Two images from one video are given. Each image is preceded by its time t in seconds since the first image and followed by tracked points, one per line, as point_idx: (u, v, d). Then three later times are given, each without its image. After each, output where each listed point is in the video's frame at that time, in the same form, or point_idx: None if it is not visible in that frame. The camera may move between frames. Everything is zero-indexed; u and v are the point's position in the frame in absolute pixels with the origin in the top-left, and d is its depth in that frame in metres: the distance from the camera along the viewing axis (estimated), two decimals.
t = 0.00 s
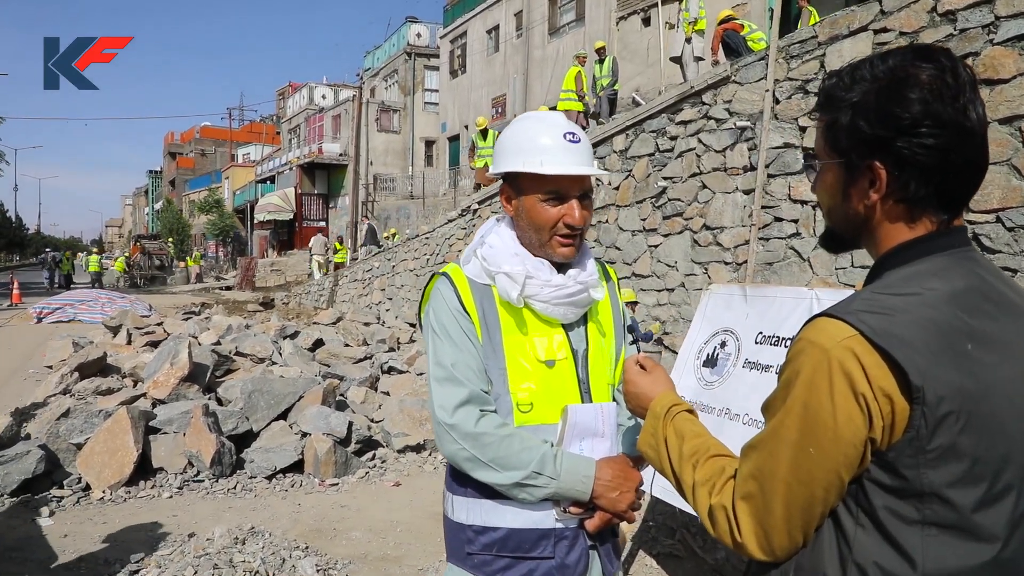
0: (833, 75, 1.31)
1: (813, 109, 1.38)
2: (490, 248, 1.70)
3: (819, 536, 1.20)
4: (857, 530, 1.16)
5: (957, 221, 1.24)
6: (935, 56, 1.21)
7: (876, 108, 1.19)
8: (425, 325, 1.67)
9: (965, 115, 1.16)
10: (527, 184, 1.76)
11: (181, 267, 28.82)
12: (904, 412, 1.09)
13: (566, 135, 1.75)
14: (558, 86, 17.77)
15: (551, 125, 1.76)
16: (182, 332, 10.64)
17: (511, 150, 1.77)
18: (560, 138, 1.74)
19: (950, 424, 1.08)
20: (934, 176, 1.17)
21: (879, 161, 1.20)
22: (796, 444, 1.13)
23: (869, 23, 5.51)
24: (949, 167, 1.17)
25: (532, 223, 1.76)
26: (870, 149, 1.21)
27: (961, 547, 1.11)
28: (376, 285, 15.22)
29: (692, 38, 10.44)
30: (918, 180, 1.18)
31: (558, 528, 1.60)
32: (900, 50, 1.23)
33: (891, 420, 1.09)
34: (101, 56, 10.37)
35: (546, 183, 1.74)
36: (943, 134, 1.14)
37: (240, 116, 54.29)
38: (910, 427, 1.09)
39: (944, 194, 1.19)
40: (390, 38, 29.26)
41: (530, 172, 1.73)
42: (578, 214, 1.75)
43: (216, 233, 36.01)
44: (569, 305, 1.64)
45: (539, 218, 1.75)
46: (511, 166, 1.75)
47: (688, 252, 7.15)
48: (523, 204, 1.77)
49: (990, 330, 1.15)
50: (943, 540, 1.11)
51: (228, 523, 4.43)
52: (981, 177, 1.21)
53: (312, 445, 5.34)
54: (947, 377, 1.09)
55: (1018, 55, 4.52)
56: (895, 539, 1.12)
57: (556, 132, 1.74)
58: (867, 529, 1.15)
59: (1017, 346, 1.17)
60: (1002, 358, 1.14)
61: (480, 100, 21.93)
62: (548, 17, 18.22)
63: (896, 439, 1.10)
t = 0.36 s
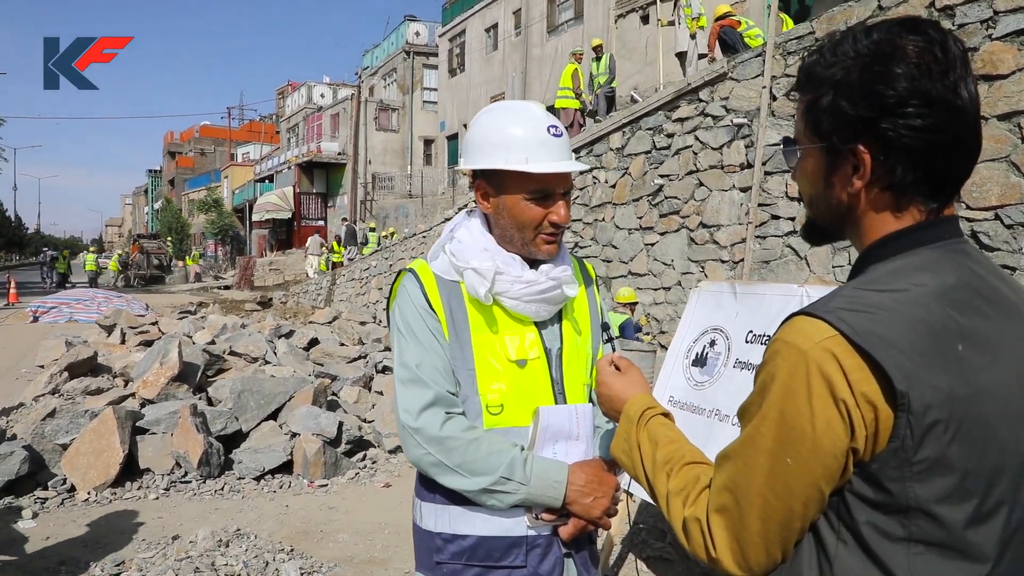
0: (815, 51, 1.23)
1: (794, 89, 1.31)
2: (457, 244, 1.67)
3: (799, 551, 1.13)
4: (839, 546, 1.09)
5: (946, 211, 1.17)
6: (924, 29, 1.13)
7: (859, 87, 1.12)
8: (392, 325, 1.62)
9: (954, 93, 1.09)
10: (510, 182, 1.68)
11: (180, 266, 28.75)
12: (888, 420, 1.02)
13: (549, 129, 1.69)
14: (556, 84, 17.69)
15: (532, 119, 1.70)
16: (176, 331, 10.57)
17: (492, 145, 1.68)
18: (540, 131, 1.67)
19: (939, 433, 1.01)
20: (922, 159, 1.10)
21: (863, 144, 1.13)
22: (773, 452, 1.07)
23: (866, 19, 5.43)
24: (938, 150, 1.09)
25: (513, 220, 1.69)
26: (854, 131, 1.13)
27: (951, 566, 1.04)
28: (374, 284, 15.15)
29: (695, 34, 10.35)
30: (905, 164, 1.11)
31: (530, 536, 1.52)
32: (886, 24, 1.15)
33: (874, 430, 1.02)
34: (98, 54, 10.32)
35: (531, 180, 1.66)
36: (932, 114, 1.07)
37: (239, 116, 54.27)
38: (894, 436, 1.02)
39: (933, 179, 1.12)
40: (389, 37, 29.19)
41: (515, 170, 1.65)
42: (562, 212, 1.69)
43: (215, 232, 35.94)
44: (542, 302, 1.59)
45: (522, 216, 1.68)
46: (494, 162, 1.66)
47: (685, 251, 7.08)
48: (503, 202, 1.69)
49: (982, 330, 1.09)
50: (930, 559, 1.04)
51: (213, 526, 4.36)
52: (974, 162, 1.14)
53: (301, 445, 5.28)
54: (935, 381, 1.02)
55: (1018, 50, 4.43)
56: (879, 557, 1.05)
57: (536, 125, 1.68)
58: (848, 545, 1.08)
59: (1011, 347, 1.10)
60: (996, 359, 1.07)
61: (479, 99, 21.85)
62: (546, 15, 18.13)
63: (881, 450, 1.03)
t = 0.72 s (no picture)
0: (804, 38, 1.20)
1: (784, 78, 1.27)
2: (444, 239, 1.65)
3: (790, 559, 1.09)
4: (832, 554, 1.05)
5: (941, 203, 1.13)
6: (917, 13, 1.10)
7: (850, 73, 1.08)
8: (376, 323, 1.59)
9: (949, 79, 1.05)
10: (497, 177, 1.65)
11: (179, 266, 28.70)
12: (883, 423, 0.98)
13: (537, 123, 1.65)
14: (556, 84, 17.64)
15: (519, 111, 1.66)
16: (174, 331, 10.53)
17: (478, 140, 1.65)
18: (529, 126, 1.64)
19: (936, 436, 0.98)
20: (916, 150, 1.07)
21: (855, 133, 1.09)
22: (763, 455, 1.03)
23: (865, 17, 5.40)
24: (933, 139, 1.06)
25: (500, 215, 1.66)
26: (846, 119, 1.09)
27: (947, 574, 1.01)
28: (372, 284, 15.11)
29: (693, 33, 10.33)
30: (898, 155, 1.07)
31: (515, 541, 1.50)
32: (878, 9, 1.12)
33: (868, 432, 0.99)
34: (98, 54, 10.30)
35: (518, 175, 1.63)
36: (927, 101, 1.04)
37: (240, 116, 54.24)
38: (889, 439, 0.98)
39: (927, 171, 1.09)
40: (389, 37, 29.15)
41: (503, 164, 1.61)
42: (550, 209, 1.66)
43: (215, 232, 35.90)
44: (529, 300, 1.56)
45: (510, 211, 1.64)
46: (481, 157, 1.63)
47: (683, 251, 7.04)
48: (490, 197, 1.66)
49: (980, 327, 1.05)
50: (927, 568, 1.01)
51: (205, 527, 4.33)
52: (970, 152, 1.11)
53: (295, 445, 5.24)
54: (931, 381, 0.98)
55: (1018, 48, 4.40)
56: (874, 565, 1.02)
57: (526, 118, 1.64)
58: (842, 552, 1.04)
59: (1011, 345, 1.06)
60: (994, 357, 1.04)
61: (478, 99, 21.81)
62: (545, 15, 18.10)
63: (875, 454, 0.99)
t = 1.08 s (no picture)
0: (806, 35, 1.17)
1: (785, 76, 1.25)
2: (439, 242, 1.63)
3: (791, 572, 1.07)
4: (834, 570, 1.03)
5: (949, 205, 1.11)
6: (924, 9, 1.07)
7: (854, 71, 1.06)
8: (370, 327, 1.57)
9: (958, 77, 1.03)
10: (494, 177, 1.62)
11: (180, 266, 28.69)
12: (886, 434, 0.96)
13: (534, 123, 1.62)
14: (557, 84, 17.60)
15: (516, 112, 1.63)
16: (173, 331, 10.51)
17: (474, 140, 1.62)
18: (526, 126, 1.61)
19: (942, 450, 0.96)
20: (923, 150, 1.04)
21: (859, 133, 1.07)
22: (763, 467, 1.01)
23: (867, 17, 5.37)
24: (940, 140, 1.04)
25: (496, 216, 1.63)
26: (848, 119, 1.07)
27: None
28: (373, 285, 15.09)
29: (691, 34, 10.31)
30: (905, 155, 1.05)
31: (511, 549, 1.48)
32: (883, 4, 1.09)
33: (872, 445, 0.96)
34: (98, 54, 10.31)
35: (515, 175, 1.60)
36: (935, 99, 1.01)
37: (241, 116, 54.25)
38: (893, 452, 0.96)
39: (934, 173, 1.06)
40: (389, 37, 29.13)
41: (499, 165, 1.59)
42: (548, 210, 1.63)
43: (215, 232, 35.89)
44: (525, 304, 1.54)
45: (506, 213, 1.61)
46: (478, 157, 1.60)
47: (684, 252, 7.01)
48: (487, 198, 1.63)
49: (988, 334, 1.03)
50: None
51: (202, 529, 4.30)
52: (979, 152, 1.09)
53: (294, 447, 5.22)
54: (936, 392, 0.96)
55: (1021, 48, 4.37)
56: None
57: (522, 119, 1.62)
58: (843, 568, 1.02)
59: (1019, 352, 1.04)
60: (1002, 367, 1.02)
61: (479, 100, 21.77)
62: (546, 15, 18.07)
63: (878, 467, 0.97)
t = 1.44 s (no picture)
0: (826, 18, 1.10)
1: (803, 63, 1.18)
2: (440, 238, 1.57)
3: None
4: None
5: (981, 199, 1.04)
6: None
7: (880, 55, 0.99)
8: (368, 327, 1.51)
9: (991, 60, 0.97)
10: (502, 166, 1.57)
11: (187, 267, 28.75)
12: (918, 446, 0.89)
13: (535, 106, 1.59)
14: (563, 84, 17.54)
15: (515, 98, 1.59)
16: (179, 332, 10.49)
17: (480, 130, 1.56)
18: (527, 110, 1.56)
19: (978, 461, 0.90)
20: (953, 140, 0.98)
21: (885, 122, 1.00)
22: (782, 479, 0.95)
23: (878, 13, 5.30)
24: (972, 127, 0.97)
25: (506, 208, 1.57)
26: (874, 106, 1.01)
27: None
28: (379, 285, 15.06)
29: (696, 34, 10.23)
30: (934, 145, 0.98)
31: (519, 558, 1.42)
32: None
33: (902, 456, 0.90)
34: (99, 55, 10.31)
35: (527, 159, 1.56)
36: (968, 83, 0.95)
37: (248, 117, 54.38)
38: (924, 464, 0.90)
39: (967, 163, 1.00)
40: (396, 38, 29.14)
41: (509, 151, 1.53)
42: (562, 192, 1.58)
43: (223, 233, 35.96)
44: (533, 301, 1.48)
45: (521, 202, 1.55)
46: (487, 146, 1.54)
47: (692, 252, 6.94)
48: (496, 188, 1.57)
49: None
50: None
51: (206, 531, 4.26)
52: (1014, 141, 1.02)
53: (298, 449, 5.19)
54: (971, 399, 0.90)
55: None
56: None
57: (522, 104, 1.57)
58: None
59: None
60: None
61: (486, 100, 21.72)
62: (553, 15, 18.00)
63: (909, 481, 0.91)
